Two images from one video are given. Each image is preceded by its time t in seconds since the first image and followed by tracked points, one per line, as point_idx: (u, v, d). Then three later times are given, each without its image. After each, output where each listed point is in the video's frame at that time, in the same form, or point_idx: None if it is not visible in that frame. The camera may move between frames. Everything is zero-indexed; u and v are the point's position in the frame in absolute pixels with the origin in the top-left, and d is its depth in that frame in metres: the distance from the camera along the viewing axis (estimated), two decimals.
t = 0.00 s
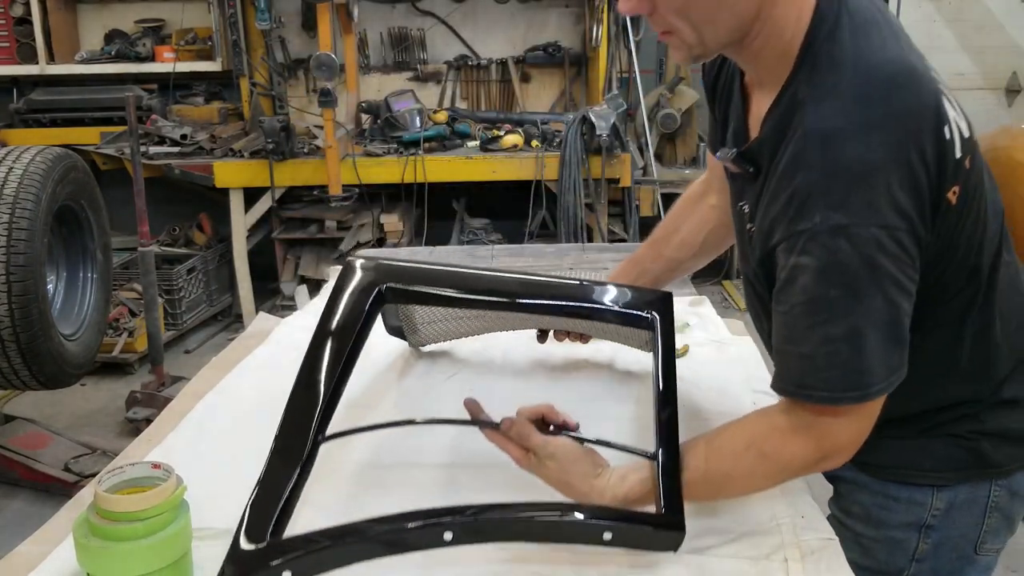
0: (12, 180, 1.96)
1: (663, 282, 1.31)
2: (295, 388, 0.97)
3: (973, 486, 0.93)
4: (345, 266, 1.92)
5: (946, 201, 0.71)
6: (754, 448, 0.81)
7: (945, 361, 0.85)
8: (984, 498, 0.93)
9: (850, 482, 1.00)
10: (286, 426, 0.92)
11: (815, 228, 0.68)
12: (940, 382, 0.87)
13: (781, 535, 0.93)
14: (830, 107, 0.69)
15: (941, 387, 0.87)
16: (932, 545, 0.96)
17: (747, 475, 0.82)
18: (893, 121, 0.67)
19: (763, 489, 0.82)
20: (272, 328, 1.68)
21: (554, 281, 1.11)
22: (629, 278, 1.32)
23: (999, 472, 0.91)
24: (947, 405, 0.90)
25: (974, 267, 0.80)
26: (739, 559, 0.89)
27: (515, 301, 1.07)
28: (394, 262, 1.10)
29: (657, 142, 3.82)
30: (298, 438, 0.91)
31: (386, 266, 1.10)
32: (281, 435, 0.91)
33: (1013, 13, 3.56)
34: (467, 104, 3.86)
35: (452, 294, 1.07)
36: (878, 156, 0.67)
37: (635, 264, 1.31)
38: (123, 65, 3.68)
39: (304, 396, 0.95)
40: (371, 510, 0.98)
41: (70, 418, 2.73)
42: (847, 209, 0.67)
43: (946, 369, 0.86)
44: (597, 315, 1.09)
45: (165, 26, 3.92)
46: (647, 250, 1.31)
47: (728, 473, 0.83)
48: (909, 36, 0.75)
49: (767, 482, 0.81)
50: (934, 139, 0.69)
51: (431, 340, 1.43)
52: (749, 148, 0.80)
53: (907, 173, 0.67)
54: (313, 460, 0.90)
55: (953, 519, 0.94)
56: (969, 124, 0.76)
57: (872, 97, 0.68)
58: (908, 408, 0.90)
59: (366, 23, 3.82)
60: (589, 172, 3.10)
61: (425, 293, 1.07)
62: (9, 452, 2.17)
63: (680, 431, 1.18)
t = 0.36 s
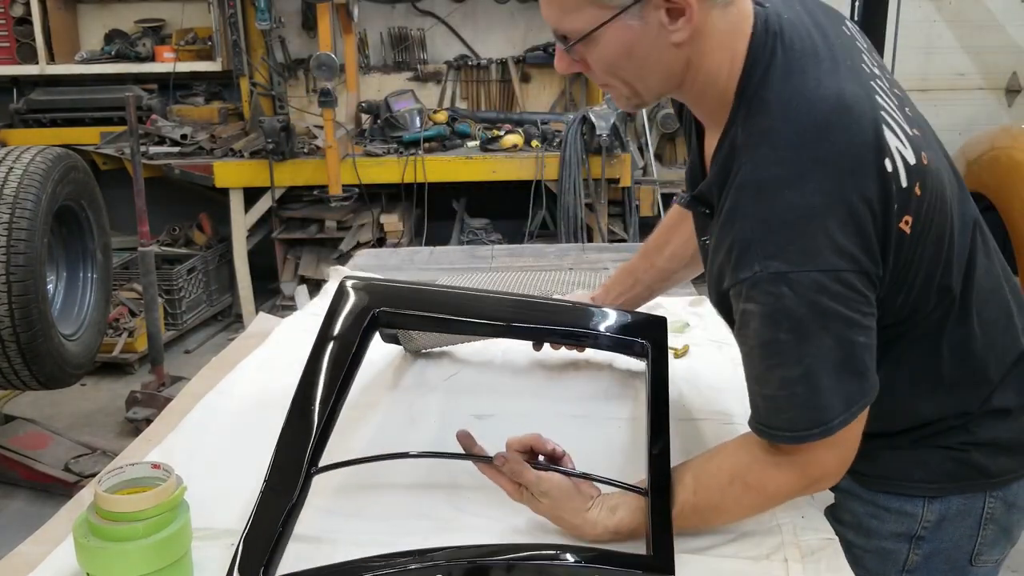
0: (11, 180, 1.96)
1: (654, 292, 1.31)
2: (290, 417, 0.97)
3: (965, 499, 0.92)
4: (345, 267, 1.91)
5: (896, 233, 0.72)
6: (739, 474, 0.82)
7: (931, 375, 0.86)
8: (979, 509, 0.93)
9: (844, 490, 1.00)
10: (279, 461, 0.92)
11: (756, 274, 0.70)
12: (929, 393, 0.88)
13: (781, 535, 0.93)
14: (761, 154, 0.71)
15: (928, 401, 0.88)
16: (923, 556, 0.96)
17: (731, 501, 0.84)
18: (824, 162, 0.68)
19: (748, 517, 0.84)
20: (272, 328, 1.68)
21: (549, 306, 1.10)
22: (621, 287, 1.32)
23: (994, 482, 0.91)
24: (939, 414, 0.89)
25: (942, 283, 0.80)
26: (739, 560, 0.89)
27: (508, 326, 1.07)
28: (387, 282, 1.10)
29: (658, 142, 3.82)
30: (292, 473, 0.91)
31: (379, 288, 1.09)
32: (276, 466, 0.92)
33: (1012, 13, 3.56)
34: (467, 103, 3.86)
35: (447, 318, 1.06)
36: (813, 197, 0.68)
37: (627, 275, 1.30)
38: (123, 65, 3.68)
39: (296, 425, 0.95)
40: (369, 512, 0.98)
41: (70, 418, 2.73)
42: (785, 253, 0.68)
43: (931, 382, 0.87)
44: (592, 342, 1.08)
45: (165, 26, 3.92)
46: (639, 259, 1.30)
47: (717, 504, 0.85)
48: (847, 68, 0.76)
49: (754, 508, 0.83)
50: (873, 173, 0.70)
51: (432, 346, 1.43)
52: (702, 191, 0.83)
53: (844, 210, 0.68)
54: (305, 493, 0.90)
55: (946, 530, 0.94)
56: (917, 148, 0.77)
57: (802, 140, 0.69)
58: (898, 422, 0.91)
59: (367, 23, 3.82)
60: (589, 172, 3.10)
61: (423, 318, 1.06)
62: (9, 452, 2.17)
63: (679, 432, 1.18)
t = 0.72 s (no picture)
0: (11, 180, 1.96)
1: (652, 293, 1.31)
2: (291, 421, 0.96)
3: (969, 500, 0.92)
4: (345, 267, 1.91)
5: (894, 231, 0.71)
6: (753, 475, 0.82)
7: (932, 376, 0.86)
8: (982, 511, 0.93)
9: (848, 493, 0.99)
10: (281, 467, 0.92)
11: (751, 277, 0.70)
12: (931, 394, 0.87)
13: (781, 535, 0.93)
14: (752, 156, 0.71)
15: (930, 401, 0.88)
16: (926, 559, 0.96)
17: (746, 502, 0.84)
18: (813, 163, 0.69)
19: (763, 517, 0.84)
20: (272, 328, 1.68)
21: (542, 309, 1.09)
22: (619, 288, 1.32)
23: (996, 484, 0.91)
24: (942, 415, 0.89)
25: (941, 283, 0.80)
26: (739, 560, 0.89)
27: (493, 329, 1.06)
28: (382, 282, 1.08)
29: (658, 142, 3.83)
30: (291, 481, 0.90)
31: (373, 288, 1.07)
32: (276, 473, 0.91)
33: (1012, 13, 3.56)
34: (467, 104, 3.86)
35: (441, 321, 1.05)
36: (805, 198, 0.68)
37: (627, 277, 1.30)
38: (123, 65, 3.68)
39: (295, 430, 0.95)
40: (369, 513, 0.98)
41: (70, 418, 2.72)
42: (779, 255, 0.68)
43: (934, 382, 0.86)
44: (586, 348, 1.08)
45: (165, 26, 3.92)
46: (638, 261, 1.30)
47: (734, 505, 0.86)
48: (838, 70, 0.76)
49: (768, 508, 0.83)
50: (866, 171, 0.69)
51: (432, 346, 1.43)
52: (698, 197, 0.83)
53: (837, 209, 0.68)
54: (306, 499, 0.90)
55: (949, 532, 0.94)
56: (912, 145, 0.76)
57: (791, 142, 0.70)
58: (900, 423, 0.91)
59: (367, 23, 3.82)
60: (589, 172, 3.10)
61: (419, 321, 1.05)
62: (9, 452, 2.17)
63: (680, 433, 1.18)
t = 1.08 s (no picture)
0: (11, 180, 1.96)
1: (662, 296, 1.30)
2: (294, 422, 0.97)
3: (987, 496, 0.86)
4: (345, 267, 1.91)
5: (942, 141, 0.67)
6: (852, 400, 0.74)
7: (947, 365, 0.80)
8: (999, 508, 0.87)
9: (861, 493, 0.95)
10: (284, 470, 0.92)
11: (802, 170, 0.64)
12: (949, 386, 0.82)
13: (782, 535, 0.93)
14: (785, 62, 0.67)
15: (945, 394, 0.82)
16: (945, 559, 0.90)
17: (840, 434, 0.75)
18: (851, 65, 0.64)
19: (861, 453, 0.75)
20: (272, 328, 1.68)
21: (537, 312, 1.08)
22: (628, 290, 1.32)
23: (1016, 480, 0.85)
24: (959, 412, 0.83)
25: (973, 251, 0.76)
26: (740, 561, 0.89)
27: (485, 332, 1.05)
28: (382, 282, 1.08)
29: (658, 142, 3.83)
30: (294, 484, 0.90)
31: (372, 288, 1.07)
32: (280, 476, 0.91)
33: (1012, 13, 3.57)
34: (467, 104, 3.87)
35: (438, 322, 1.04)
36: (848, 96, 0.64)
37: (638, 278, 1.29)
38: (123, 65, 3.68)
39: (298, 431, 0.95)
40: (371, 513, 0.98)
41: (70, 418, 2.73)
42: (831, 143, 0.62)
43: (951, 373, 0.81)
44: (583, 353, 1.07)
45: (165, 26, 3.92)
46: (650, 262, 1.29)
47: (826, 441, 0.77)
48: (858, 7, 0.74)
49: (871, 440, 0.73)
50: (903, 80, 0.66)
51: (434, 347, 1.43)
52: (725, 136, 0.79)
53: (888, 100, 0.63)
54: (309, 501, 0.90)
55: (968, 531, 0.88)
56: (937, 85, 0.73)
57: (825, 49, 0.66)
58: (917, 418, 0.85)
59: (367, 23, 3.82)
60: (589, 172, 3.11)
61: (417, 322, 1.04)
62: (9, 452, 2.17)
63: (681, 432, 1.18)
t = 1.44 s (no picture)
0: (11, 180, 1.96)
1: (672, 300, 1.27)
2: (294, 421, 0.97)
3: (987, 504, 0.83)
4: (344, 266, 1.91)
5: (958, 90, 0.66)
6: (754, 298, 0.69)
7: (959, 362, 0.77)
8: (1000, 516, 0.85)
9: (860, 499, 0.90)
10: (283, 468, 0.92)
11: (821, 63, 0.62)
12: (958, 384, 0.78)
13: (782, 535, 0.93)
14: None
15: (954, 393, 0.79)
16: (945, 568, 0.87)
17: (724, 316, 0.70)
18: None
19: (724, 345, 0.69)
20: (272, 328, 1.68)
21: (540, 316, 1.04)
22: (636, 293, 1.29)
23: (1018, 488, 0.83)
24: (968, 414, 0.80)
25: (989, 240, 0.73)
26: (740, 561, 0.89)
27: (486, 332, 1.02)
28: (383, 283, 1.06)
29: (658, 142, 3.84)
30: (295, 483, 0.91)
31: (373, 288, 1.05)
32: (280, 474, 0.92)
33: (1012, 13, 3.56)
34: (467, 104, 3.87)
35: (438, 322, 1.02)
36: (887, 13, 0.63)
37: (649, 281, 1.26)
38: (123, 65, 3.68)
39: (299, 430, 0.95)
40: (371, 513, 0.98)
41: (70, 418, 2.72)
42: (854, 50, 0.61)
43: (963, 372, 0.78)
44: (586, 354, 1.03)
45: (165, 26, 3.92)
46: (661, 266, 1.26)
47: (703, 317, 0.71)
48: None
49: (741, 338, 0.69)
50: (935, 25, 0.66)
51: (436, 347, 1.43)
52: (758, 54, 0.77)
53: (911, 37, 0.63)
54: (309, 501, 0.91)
55: (970, 537, 0.85)
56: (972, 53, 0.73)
57: None
58: (921, 419, 0.81)
59: (367, 23, 3.82)
60: (589, 172, 3.11)
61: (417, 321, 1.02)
62: (9, 452, 2.17)
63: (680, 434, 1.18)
